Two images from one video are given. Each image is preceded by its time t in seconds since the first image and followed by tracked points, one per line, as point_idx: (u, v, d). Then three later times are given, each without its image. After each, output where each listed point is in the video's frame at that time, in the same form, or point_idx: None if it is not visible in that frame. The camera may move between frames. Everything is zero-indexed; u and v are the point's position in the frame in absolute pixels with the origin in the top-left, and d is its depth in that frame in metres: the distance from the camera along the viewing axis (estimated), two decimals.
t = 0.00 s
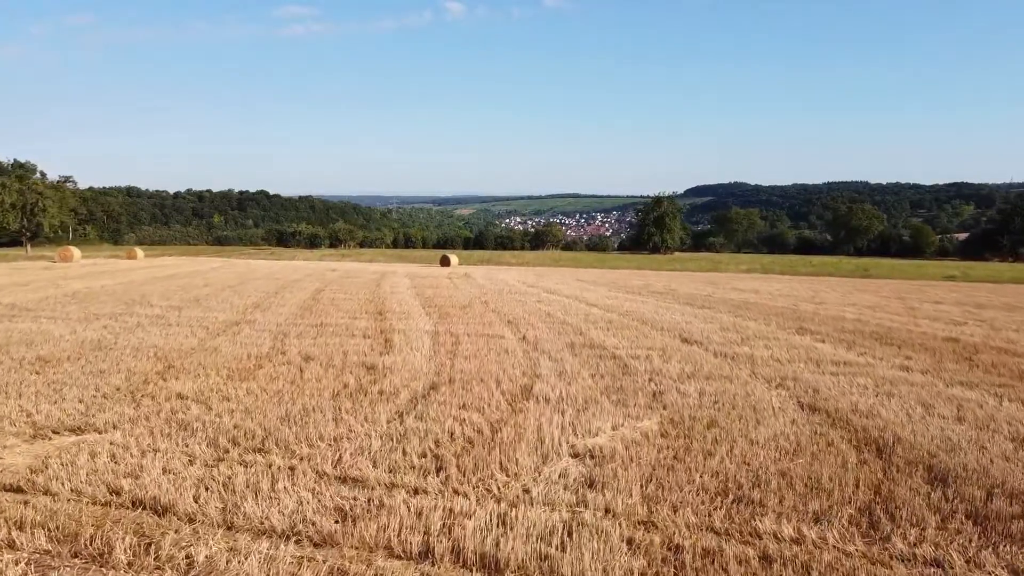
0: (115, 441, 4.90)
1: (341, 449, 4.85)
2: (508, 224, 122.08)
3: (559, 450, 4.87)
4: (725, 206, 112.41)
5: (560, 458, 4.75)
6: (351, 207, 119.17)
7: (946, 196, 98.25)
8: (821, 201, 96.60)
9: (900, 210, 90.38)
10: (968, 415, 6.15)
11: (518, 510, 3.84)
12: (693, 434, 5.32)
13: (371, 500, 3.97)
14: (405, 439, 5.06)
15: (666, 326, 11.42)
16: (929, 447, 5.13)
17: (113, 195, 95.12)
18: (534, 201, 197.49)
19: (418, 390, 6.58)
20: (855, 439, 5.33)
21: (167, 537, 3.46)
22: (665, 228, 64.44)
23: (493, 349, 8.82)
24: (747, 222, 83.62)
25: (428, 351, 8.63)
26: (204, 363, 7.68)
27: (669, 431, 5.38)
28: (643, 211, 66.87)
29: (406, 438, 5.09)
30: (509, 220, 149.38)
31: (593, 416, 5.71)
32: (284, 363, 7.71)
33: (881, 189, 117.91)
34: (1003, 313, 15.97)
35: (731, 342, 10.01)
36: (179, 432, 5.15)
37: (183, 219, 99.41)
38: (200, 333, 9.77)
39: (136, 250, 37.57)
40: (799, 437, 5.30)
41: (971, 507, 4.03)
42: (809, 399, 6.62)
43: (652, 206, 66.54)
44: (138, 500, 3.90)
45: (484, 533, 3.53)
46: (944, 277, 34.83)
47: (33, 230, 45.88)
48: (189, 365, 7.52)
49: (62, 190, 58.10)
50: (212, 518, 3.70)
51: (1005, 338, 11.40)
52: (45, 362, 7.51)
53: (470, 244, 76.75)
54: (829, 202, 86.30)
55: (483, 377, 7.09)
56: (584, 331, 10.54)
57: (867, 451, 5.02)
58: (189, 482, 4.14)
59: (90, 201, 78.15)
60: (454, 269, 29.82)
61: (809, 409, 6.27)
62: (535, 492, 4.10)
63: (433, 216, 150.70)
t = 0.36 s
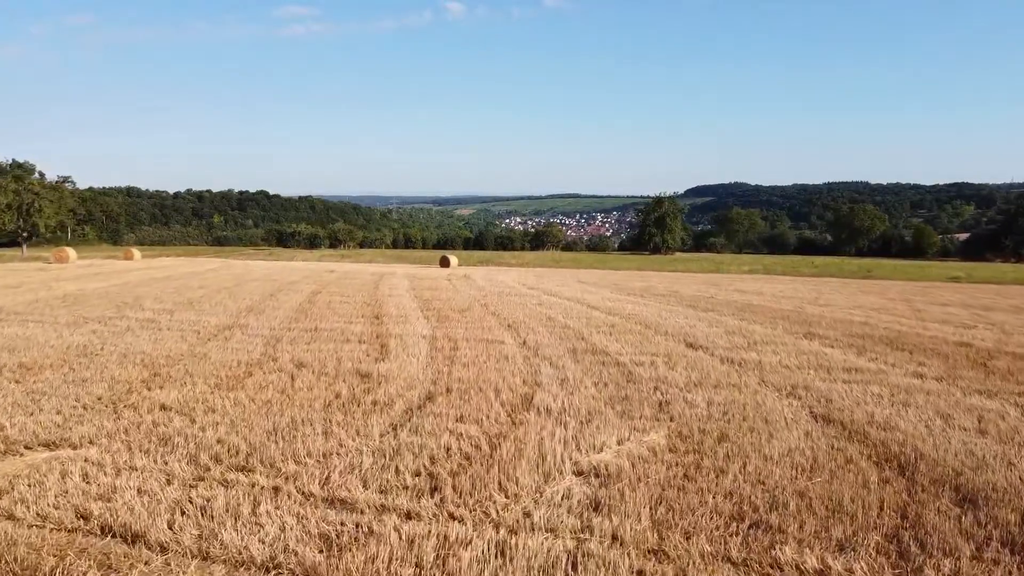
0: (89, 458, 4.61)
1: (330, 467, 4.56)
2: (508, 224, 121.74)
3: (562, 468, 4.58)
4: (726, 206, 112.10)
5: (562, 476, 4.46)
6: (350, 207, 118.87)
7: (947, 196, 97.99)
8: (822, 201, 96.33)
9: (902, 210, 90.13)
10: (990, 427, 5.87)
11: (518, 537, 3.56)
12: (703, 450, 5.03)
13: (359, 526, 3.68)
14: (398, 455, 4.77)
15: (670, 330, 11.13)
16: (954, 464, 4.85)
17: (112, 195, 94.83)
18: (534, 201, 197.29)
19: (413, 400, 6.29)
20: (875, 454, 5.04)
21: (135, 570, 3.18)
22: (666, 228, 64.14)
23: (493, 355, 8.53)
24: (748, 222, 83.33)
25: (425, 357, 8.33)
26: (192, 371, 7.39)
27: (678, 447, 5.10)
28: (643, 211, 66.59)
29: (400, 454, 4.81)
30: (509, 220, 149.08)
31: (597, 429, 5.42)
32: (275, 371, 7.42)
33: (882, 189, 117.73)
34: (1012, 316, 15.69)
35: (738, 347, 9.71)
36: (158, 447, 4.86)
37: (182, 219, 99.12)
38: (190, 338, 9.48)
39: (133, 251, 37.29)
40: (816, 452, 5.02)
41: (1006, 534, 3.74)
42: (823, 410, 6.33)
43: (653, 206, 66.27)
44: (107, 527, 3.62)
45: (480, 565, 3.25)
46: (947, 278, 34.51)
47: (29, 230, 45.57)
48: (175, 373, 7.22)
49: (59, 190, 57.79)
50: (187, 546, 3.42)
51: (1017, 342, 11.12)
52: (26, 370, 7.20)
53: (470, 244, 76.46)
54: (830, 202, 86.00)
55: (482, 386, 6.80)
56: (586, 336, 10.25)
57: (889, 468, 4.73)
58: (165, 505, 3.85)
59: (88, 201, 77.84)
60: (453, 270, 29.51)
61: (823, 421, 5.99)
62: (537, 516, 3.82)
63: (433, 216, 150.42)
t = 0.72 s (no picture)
0: (56, 479, 4.30)
1: (316, 490, 4.23)
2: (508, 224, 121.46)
3: (565, 490, 4.26)
4: (726, 206, 111.66)
5: (566, 500, 4.14)
6: (350, 207, 118.55)
7: (948, 196, 97.66)
8: (823, 201, 96.01)
9: (903, 211, 89.85)
10: (1017, 442, 5.55)
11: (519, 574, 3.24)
12: (716, 469, 4.70)
13: (344, 561, 3.36)
14: (389, 475, 4.45)
15: (675, 335, 10.81)
16: (986, 485, 4.52)
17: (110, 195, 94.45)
18: (534, 201, 197.01)
19: (408, 413, 5.96)
20: (901, 474, 4.72)
21: None
22: (667, 229, 63.80)
23: (492, 363, 8.20)
24: (749, 223, 82.98)
25: (421, 365, 8.01)
26: (177, 380, 7.06)
27: (689, 465, 4.77)
28: (644, 211, 66.27)
29: (390, 474, 4.48)
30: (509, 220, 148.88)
31: (602, 446, 5.09)
32: (264, 380, 7.08)
33: (883, 190, 117.35)
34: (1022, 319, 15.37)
35: (746, 353, 9.38)
36: (132, 467, 4.53)
37: (181, 219, 98.77)
38: (179, 345, 9.15)
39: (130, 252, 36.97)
40: (837, 471, 4.69)
41: None
42: (840, 423, 6.00)
43: (653, 206, 65.94)
44: (67, 561, 3.31)
45: None
46: (951, 279, 34.17)
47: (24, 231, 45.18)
48: (159, 382, 6.90)
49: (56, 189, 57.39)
50: None
51: None
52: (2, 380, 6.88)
53: (469, 245, 76.16)
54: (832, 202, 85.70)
55: (481, 396, 6.47)
56: (588, 341, 9.92)
57: (916, 490, 4.41)
58: (132, 536, 3.54)
59: (86, 202, 77.45)
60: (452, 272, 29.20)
61: (842, 435, 5.65)
62: (539, 548, 3.49)
63: (433, 216, 150.15)
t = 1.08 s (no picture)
0: (20, 503, 3.98)
1: (299, 515, 3.90)
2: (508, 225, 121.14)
3: (569, 516, 3.94)
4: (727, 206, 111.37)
5: (571, 528, 3.81)
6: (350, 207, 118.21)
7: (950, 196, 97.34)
8: (824, 202, 95.71)
9: (904, 211, 89.56)
10: None
11: None
12: (730, 490, 4.37)
13: None
14: (380, 498, 4.13)
15: (680, 340, 10.48)
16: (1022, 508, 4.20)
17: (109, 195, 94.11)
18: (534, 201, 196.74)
19: (401, 426, 5.64)
20: (930, 496, 4.39)
21: None
22: (669, 229, 63.50)
23: (491, 370, 7.87)
24: (750, 223, 82.64)
25: (417, 373, 7.67)
26: (160, 390, 6.73)
27: (702, 486, 4.45)
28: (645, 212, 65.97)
29: (380, 497, 4.16)
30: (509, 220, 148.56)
31: (609, 464, 4.77)
32: (252, 390, 6.76)
33: (884, 190, 117.08)
34: None
35: (754, 360, 9.04)
36: (102, 489, 4.20)
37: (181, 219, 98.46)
38: (167, 351, 8.83)
39: (126, 253, 36.67)
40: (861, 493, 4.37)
41: None
42: (858, 437, 5.68)
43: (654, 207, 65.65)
44: None
45: None
46: (955, 280, 33.81)
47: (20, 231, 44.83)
48: (142, 392, 6.57)
49: (52, 189, 57.03)
50: None
51: None
52: None
53: (469, 245, 75.88)
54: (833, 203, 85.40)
55: (479, 408, 6.14)
56: (591, 347, 9.58)
57: (948, 515, 4.09)
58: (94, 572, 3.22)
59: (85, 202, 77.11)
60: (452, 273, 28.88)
61: (861, 451, 5.33)
62: None
63: (432, 216, 149.83)
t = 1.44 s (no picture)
0: None
1: (280, 546, 3.58)
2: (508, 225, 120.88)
3: (573, 546, 3.61)
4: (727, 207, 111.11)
5: (575, 560, 3.49)
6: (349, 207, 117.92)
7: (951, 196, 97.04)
8: (825, 202, 95.42)
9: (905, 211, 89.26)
10: None
11: None
12: (748, 516, 4.04)
13: None
14: (368, 525, 3.80)
15: (685, 345, 10.16)
16: None
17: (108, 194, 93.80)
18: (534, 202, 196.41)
19: (395, 441, 5.31)
20: (963, 523, 4.06)
21: None
22: (670, 229, 63.22)
23: (490, 379, 7.54)
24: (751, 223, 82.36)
25: (413, 382, 7.34)
26: (142, 400, 6.41)
27: (717, 511, 4.12)
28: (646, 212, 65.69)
29: (368, 523, 3.83)
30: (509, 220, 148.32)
31: (616, 485, 4.44)
32: (238, 401, 6.43)
33: (884, 190, 116.77)
34: None
35: (764, 367, 8.70)
36: (67, 514, 3.88)
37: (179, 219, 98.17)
38: (153, 357, 8.50)
39: (123, 253, 36.38)
40: (888, 519, 4.04)
41: None
42: (879, 452, 5.35)
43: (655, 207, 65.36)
44: None
45: None
46: (959, 281, 33.40)
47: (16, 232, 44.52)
48: (122, 403, 6.25)
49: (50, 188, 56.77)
50: None
51: None
52: None
53: (469, 245, 75.58)
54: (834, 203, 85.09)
55: (476, 421, 5.81)
56: (593, 353, 9.24)
57: (985, 544, 3.76)
58: None
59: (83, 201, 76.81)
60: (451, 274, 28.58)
61: (884, 469, 5.00)
62: None
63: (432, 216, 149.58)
